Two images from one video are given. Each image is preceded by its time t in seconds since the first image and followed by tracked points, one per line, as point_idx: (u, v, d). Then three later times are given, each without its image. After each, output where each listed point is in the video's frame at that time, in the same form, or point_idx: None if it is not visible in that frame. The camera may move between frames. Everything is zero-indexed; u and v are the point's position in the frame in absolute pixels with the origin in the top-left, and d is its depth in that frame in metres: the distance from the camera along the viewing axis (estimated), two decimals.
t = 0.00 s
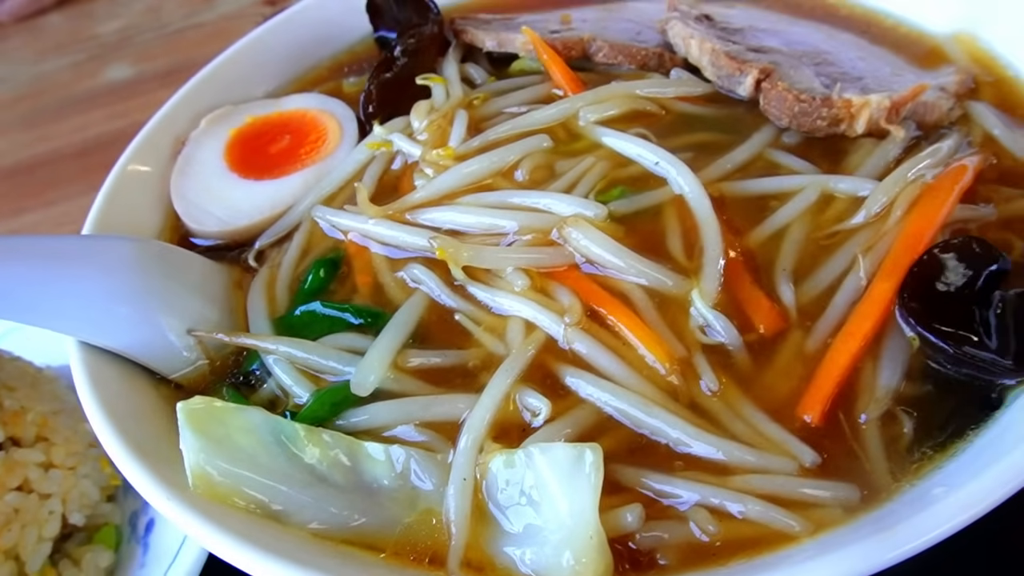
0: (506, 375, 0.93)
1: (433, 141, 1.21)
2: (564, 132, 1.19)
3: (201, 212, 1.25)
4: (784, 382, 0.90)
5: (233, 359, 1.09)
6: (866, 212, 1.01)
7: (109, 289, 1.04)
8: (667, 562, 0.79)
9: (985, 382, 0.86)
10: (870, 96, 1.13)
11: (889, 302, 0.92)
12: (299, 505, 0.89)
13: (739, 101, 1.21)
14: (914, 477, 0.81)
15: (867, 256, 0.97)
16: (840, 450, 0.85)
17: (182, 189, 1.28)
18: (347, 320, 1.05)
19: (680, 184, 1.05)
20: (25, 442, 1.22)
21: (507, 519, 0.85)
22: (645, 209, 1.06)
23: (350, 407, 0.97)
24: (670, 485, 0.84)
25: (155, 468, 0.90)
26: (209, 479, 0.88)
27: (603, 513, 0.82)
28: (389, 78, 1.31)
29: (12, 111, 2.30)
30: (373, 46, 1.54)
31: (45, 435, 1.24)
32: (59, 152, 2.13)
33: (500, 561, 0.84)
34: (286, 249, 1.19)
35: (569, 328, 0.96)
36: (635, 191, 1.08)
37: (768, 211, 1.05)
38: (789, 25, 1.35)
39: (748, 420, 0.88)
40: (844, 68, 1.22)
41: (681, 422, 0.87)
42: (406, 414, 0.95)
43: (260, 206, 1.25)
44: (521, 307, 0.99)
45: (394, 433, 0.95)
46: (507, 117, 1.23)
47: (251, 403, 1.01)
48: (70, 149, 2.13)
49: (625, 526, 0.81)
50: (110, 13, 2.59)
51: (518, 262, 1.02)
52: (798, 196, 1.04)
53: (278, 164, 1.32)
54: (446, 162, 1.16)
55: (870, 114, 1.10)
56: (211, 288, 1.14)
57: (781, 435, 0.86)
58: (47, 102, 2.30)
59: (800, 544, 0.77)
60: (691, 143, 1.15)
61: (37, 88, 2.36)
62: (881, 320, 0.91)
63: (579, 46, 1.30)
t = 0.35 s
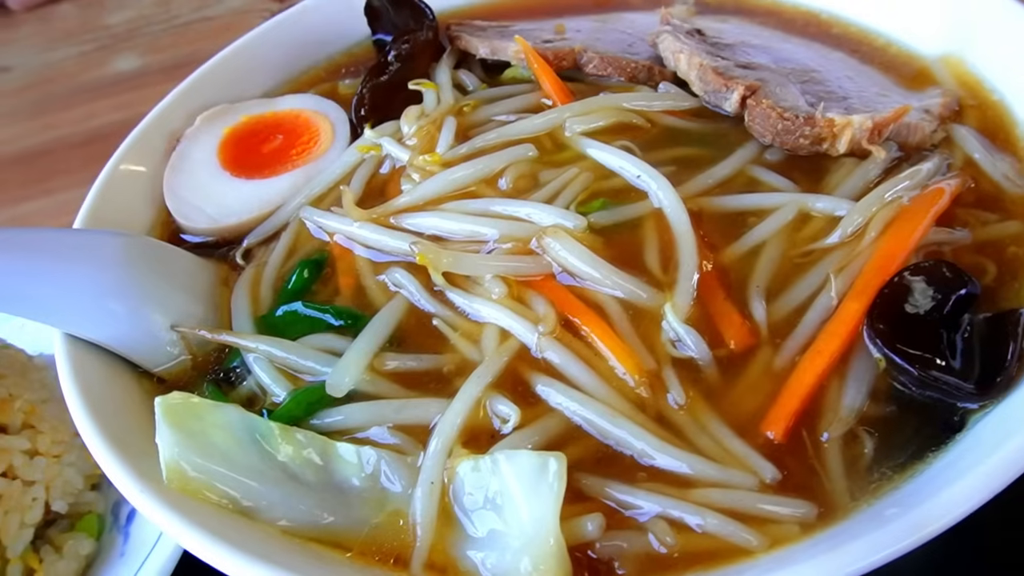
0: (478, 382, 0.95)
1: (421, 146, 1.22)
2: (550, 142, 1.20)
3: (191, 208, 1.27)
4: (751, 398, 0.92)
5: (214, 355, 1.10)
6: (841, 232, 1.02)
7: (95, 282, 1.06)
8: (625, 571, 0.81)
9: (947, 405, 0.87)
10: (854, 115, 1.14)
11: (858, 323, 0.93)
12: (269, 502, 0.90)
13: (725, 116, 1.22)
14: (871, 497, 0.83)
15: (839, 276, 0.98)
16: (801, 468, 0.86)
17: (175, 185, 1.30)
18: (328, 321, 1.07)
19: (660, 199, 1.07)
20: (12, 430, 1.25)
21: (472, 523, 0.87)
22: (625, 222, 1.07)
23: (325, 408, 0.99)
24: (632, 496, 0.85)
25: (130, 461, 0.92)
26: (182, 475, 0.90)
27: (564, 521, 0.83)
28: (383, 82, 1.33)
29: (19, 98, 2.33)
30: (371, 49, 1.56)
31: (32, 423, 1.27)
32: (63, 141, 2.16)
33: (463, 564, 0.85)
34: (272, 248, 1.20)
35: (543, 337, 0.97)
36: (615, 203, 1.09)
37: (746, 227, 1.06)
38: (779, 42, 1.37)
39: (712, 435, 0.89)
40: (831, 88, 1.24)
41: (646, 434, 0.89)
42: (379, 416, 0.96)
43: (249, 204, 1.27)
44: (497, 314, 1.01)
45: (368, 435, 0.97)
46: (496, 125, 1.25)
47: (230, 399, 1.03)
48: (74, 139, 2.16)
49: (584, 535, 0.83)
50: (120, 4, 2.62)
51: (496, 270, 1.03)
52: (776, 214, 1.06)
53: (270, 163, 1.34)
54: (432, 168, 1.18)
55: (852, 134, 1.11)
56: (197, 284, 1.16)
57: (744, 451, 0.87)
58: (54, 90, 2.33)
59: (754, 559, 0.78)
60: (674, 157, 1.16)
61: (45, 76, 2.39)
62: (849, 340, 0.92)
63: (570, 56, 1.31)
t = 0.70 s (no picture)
0: (458, 384, 0.96)
1: (417, 148, 1.24)
2: (543, 148, 1.22)
3: (189, 200, 1.29)
4: (726, 411, 0.93)
5: (203, 346, 1.12)
6: (825, 249, 1.03)
7: (88, 270, 1.08)
8: None
9: (919, 425, 0.88)
10: (845, 133, 1.15)
11: (835, 340, 0.94)
12: (248, 494, 0.92)
13: (718, 129, 1.23)
14: (839, 514, 0.84)
15: (820, 294, 0.99)
16: (771, 482, 0.87)
17: (173, 176, 1.32)
18: (316, 318, 1.09)
19: (648, 209, 1.08)
20: (3, 411, 1.26)
21: (444, 523, 0.88)
22: (612, 231, 1.08)
23: (308, 403, 1.00)
24: (603, 504, 0.86)
25: (114, 447, 0.94)
26: (164, 463, 0.91)
27: (534, 526, 0.85)
28: (381, 83, 1.34)
29: (30, 81, 2.35)
30: (374, 48, 1.58)
31: (24, 406, 1.29)
32: (71, 126, 2.18)
33: (434, 563, 0.87)
34: (266, 243, 1.22)
35: (524, 342, 0.99)
36: (604, 212, 1.10)
37: (731, 240, 1.07)
38: (778, 56, 1.38)
39: (686, 445, 0.91)
40: (825, 104, 1.25)
41: (620, 442, 0.90)
42: (359, 413, 0.98)
43: (245, 198, 1.29)
44: (481, 318, 1.02)
45: (349, 432, 0.98)
46: (491, 129, 1.27)
47: (216, 391, 1.05)
48: (83, 124, 2.18)
49: (553, 539, 0.84)
50: None
51: (483, 274, 1.04)
52: (761, 229, 1.07)
53: (268, 158, 1.36)
54: (426, 170, 1.20)
55: (842, 152, 1.12)
56: (190, 276, 1.18)
57: (716, 463, 0.88)
58: (65, 75, 2.35)
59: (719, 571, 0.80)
60: (664, 168, 1.17)
61: (57, 60, 2.41)
62: (826, 357, 0.93)
63: (568, 63, 1.33)
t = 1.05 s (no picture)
0: (423, 380, 0.98)
1: (401, 144, 1.26)
2: (525, 149, 1.23)
3: (175, 186, 1.31)
4: (684, 419, 0.94)
5: (179, 332, 1.14)
6: (794, 263, 1.04)
7: (66, 252, 1.09)
8: None
9: (874, 441, 0.89)
10: (824, 148, 1.16)
11: (797, 354, 0.95)
12: (212, 480, 0.93)
13: (700, 138, 1.24)
14: (787, 525, 0.85)
15: (786, 306, 1.00)
16: (724, 491, 0.89)
17: (162, 161, 1.33)
18: (290, 309, 1.10)
19: (623, 215, 1.09)
20: None
21: (401, 516, 0.90)
22: (586, 236, 1.09)
23: (276, 392, 1.02)
24: (556, 505, 0.88)
25: (83, 429, 0.95)
26: (130, 446, 0.93)
27: (487, 523, 0.86)
28: (370, 79, 1.36)
29: (37, 59, 2.37)
30: (369, 42, 1.59)
31: (5, 381, 1.31)
32: (74, 105, 2.20)
33: (388, 555, 0.88)
34: (247, 232, 1.23)
35: (491, 341, 1.00)
36: (580, 216, 1.12)
37: (703, 250, 1.08)
38: (766, 68, 1.38)
39: (643, 451, 0.92)
40: (808, 118, 1.25)
41: (578, 445, 0.91)
42: (326, 404, 0.99)
43: (230, 186, 1.30)
44: (451, 316, 1.03)
45: (315, 423, 0.99)
46: (475, 129, 1.28)
47: (188, 376, 1.07)
48: (86, 104, 2.20)
49: (505, 538, 0.85)
50: None
51: (456, 272, 1.06)
52: (733, 239, 1.08)
53: (256, 147, 1.37)
54: (408, 166, 1.21)
55: (820, 166, 1.13)
56: (170, 261, 1.19)
57: (670, 470, 0.90)
58: (71, 54, 2.37)
59: None
60: (642, 175, 1.19)
61: (65, 39, 2.43)
62: (787, 369, 0.94)
63: (557, 66, 1.34)
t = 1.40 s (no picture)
0: (393, 372, 0.99)
1: (387, 137, 1.26)
2: (509, 147, 1.23)
3: (162, 169, 1.31)
4: (649, 422, 0.95)
5: (157, 315, 1.14)
6: (767, 272, 1.05)
7: (50, 231, 1.09)
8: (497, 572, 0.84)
9: (835, 452, 0.90)
10: (806, 158, 1.16)
11: (764, 362, 0.96)
12: (179, 462, 0.94)
13: (684, 143, 1.25)
14: (744, 532, 0.86)
15: (756, 314, 1.01)
16: (683, 496, 0.90)
17: (150, 144, 1.34)
18: (267, 296, 1.11)
19: (601, 217, 1.10)
20: None
21: (362, 506, 0.90)
22: (564, 236, 1.10)
23: (248, 379, 1.03)
24: (517, 502, 0.89)
25: (54, 406, 0.96)
26: (100, 426, 0.93)
27: (447, 517, 0.87)
28: (359, 71, 1.37)
29: (39, 36, 2.37)
30: (364, 33, 1.60)
31: None
32: (74, 83, 2.20)
33: (348, 544, 0.89)
34: (231, 218, 1.24)
35: (462, 337, 1.01)
36: (559, 216, 1.12)
37: (678, 254, 1.09)
38: (754, 76, 1.39)
39: (606, 452, 0.93)
40: (792, 127, 1.26)
41: (541, 443, 0.92)
42: (295, 392, 1.00)
43: (216, 171, 1.31)
44: (425, 310, 1.04)
45: (285, 411, 1.00)
46: (461, 124, 1.29)
47: (163, 359, 1.07)
48: (86, 82, 2.20)
49: (464, 532, 0.86)
50: None
51: (432, 267, 1.07)
52: (709, 245, 1.09)
53: (245, 134, 1.38)
54: (391, 160, 1.22)
55: (800, 176, 1.13)
56: (152, 244, 1.20)
57: (631, 472, 0.91)
58: (74, 32, 2.37)
59: None
60: (624, 178, 1.19)
61: (68, 17, 2.43)
62: (753, 377, 0.95)
63: (546, 65, 1.35)
